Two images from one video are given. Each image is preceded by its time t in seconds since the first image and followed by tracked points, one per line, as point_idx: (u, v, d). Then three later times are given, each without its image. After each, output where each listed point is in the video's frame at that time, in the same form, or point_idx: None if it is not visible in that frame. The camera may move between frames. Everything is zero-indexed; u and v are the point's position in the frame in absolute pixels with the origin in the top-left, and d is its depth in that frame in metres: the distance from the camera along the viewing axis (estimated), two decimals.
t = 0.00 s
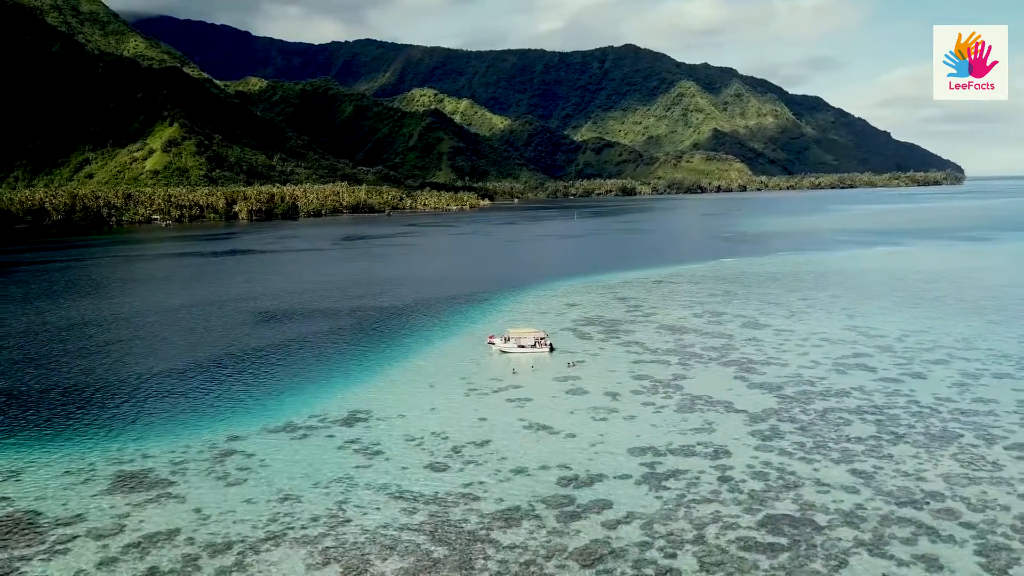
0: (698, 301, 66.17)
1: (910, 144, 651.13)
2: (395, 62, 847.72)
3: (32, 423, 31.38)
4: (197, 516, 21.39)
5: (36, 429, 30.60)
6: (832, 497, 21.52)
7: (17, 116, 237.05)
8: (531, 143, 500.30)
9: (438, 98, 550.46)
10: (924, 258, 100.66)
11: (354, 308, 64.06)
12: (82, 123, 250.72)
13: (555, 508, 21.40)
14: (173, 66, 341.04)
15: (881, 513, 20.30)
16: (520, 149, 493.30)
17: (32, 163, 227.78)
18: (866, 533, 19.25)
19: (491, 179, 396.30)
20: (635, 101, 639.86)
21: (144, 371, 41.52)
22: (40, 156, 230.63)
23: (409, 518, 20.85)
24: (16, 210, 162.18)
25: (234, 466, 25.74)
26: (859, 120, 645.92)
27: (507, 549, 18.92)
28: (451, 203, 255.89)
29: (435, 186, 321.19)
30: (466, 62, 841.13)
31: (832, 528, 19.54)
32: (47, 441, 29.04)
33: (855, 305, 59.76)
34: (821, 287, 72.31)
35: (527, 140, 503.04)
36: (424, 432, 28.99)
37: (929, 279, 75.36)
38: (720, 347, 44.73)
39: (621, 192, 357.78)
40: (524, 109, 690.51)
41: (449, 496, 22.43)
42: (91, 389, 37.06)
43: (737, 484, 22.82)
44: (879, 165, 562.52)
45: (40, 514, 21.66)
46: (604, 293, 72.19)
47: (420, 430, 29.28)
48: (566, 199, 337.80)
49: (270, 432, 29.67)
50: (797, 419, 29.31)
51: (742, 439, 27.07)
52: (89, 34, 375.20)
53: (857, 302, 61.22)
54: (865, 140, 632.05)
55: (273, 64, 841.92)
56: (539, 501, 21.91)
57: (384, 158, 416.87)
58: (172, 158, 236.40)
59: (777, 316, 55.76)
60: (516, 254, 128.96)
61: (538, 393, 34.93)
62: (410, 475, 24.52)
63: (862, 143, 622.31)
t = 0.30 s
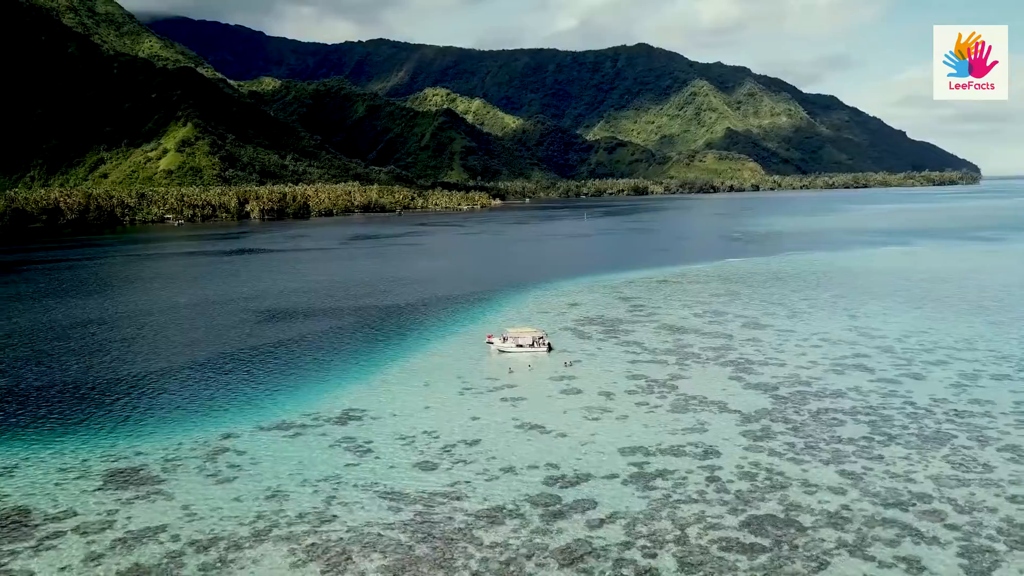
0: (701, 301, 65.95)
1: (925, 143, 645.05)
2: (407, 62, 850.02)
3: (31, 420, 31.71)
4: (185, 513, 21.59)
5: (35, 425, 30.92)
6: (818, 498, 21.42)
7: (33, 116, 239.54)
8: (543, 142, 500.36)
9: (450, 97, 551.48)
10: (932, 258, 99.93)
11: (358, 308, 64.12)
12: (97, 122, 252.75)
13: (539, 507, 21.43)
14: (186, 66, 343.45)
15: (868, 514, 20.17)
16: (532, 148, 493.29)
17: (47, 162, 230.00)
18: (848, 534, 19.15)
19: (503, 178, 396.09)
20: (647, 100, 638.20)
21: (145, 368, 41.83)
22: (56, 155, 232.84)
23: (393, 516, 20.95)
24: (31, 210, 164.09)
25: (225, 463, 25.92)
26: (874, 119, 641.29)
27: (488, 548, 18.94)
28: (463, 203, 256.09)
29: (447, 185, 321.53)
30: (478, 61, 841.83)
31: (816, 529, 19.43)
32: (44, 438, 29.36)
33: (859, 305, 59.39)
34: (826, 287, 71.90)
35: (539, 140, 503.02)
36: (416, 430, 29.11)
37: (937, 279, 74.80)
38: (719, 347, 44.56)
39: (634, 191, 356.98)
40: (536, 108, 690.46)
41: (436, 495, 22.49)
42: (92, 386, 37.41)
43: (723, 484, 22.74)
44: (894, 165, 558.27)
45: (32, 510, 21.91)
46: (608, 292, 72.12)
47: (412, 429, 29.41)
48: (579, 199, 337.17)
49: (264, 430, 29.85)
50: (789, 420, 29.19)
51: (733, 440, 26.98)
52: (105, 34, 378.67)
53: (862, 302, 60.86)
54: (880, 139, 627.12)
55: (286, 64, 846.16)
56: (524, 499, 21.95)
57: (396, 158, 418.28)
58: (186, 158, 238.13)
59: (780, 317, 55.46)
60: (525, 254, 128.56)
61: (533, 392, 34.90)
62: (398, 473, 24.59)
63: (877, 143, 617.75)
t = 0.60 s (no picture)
0: (705, 301, 65.74)
1: (943, 143, 639.14)
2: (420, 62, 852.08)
3: (32, 417, 32.09)
4: (174, 509, 21.82)
5: (35, 422, 31.36)
6: (804, 500, 21.34)
7: (52, 116, 242.46)
8: (557, 142, 500.66)
9: (465, 97, 553.07)
10: (942, 258, 99.14)
11: (362, 307, 64.28)
12: (114, 123, 254.99)
13: (525, 505, 21.49)
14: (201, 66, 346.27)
15: (852, 516, 20.12)
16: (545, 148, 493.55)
17: (65, 162, 233.03)
18: (832, 535, 19.03)
19: (516, 178, 395.87)
20: (661, 100, 636.57)
21: (147, 366, 42.23)
22: (74, 155, 235.70)
23: (379, 514, 21.08)
24: (48, 209, 166.28)
25: (218, 460, 26.15)
26: (891, 119, 635.72)
27: (471, 546, 18.97)
28: (475, 202, 256.81)
29: (460, 185, 321.65)
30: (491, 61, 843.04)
31: (800, 531, 19.33)
32: (43, 435, 29.69)
33: (865, 305, 58.96)
34: (832, 287, 71.60)
35: (553, 140, 503.19)
36: (409, 429, 29.33)
37: (946, 280, 74.07)
38: (719, 347, 44.40)
39: (648, 191, 356.96)
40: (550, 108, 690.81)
41: (424, 492, 22.70)
42: (93, 384, 37.80)
43: (711, 484, 22.70)
44: (910, 165, 553.96)
45: (23, 506, 22.19)
46: (613, 292, 71.98)
47: (406, 427, 29.57)
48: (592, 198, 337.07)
49: (259, 428, 30.09)
50: (782, 421, 29.08)
51: (724, 440, 26.98)
52: (122, 35, 382.39)
53: (868, 303, 60.41)
54: (897, 138, 621.97)
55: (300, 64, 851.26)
56: (511, 498, 22.04)
57: (410, 158, 419.97)
58: (201, 158, 240.05)
59: (783, 317, 55.29)
60: (533, 254, 128.45)
61: (529, 391, 34.99)
62: (387, 471, 24.74)
63: (894, 143, 612.24)
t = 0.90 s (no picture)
0: (710, 300, 65.49)
1: (962, 142, 632.05)
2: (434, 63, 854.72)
3: (30, 414, 32.50)
4: (165, 505, 22.02)
5: (36, 419, 31.70)
6: (792, 501, 21.23)
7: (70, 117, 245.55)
8: (571, 141, 500.47)
9: (479, 96, 554.48)
10: (954, 258, 98.38)
11: (366, 306, 64.46)
12: (131, 123, 257.46)
13: (511, 505, 21.54)
14: (217, 66, 349.01)
15: (839, 517, 19.98)
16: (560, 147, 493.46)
17: (84, 161, 235.10)
18: (817, 536, 18.94)
19: (530, 177, 395.80)
20: (676, 100, 634.34)
21: (148, 364, 42.60)
22: (92, 155, 237.88)
23: (365, 512, 21.15)
24: (65, 208, 167.99)
25: (211, 458, 26.35)
26: (909, 118, 629.71)
27: (455, 544, 19.04)
28: (488, 202, 257.22)
29: (475, 185, 321.37)
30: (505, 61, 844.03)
31: (785, 531, 19.25)
32: (43, 431, 30.02)
33: (871, 306, 58.56)
34: (840, 288, 71.13)
35: (567, 139, 503.06)
36: (403, 428, 29.42)
37: (954, 281, 73.55)
38: (720, 347, 44.24)
39: (663, 190, 357.48)
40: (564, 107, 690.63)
41: (412, 490, 22.78)
42: (94, 382, 38.17)
43: (699, 486, 22.58)
44: (928, 164, 548.37)
45: (19, 501, 22.51)
46: (618, 292, 71.87)
47: (400, 425, 29.68)
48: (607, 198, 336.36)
49: (255, 425, 30.29)
50: (777, 421, 28.91)
51: (717, 441, 26.84)
52: (140, 36, 386.51)
53: (873, 303, 60.07)
54: (915, 137, 615.93)
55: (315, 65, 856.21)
56: (498, 497, 22.10)
57: (424, 158, 421.39)
58: (217, 158, 241.82)
59: (787, 317, 54.96)
60: (541, 253, 128.51)
61: (525, 391, 34.98)
62: (377, 469, 24.85)
63: (912, 142, 606.38)
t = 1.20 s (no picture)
0: (713, 300, 65.28)
1: (981, 143, 625.56)
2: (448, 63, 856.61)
3: (30, 411, 32.88)
4: (155, 501, 22.26)
5: (36, 416, 32.12)
6: (779, 501, 21.12)
7: (88, 117, 248.76)
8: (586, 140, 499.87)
9: (494, 96, 555.98)
10: (965, 258, 97.56)
11: (371, 305, 64.70)
12: (148, 122, 259.90)
13: (497, 502, 21.65)
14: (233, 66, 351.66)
15: (824, 518, 19.91)
16: (574, 147, 493.00)
17: (102, 159, 237.49)
18: (800, 538, 18.86)
19: (543, 177, 395.38)
20: (691, 100, 632.25)
21: (149, 363, 42.95)
22: (110, 154, 240.17)
23: (353, 509, 21.35)
24: (82, 207, 169.86)
25: (204, 456, 26.59)
26: (927, 117, 623.72)
27: (437, 542, 19.12)
28: (501, 201, 257.97)
29: (489, 185, 321.37)
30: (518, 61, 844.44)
31: (767, 532, 19.22)
32: (43, 428, 30.42)
33: (877, 306, 58.09)
34: (846, 288, 70.69)
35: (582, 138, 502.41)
36: (396, 425, 29.62)
37: (964, 281, 72.82)
38: (720, 347, 44.09)
39: (677, 190, 358.51)
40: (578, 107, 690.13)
41: (400, 489, 22.93)
42: (95, 380, 38.54)
43: (686, 485, 22.53)
44: (947, 163, 543.12)
45: (11, 496, 22.76)
46: (624, 292, 71.73)
47: (394, 424, 29.90)
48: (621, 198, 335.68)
49: (251, 423, 30.52)
50: (770, 422, 28.77)
51: (707, 441, 26.82)
52: (158, 36, 390.33)
53: (879, 304, 59.58)
54: (933, 137, 610.12)
55: (330, 65, 860.52)
56: (484, 495, 22.23)
57: (438, 157, 422.43)
58: (232, 157, 243.43)
59: (789, 317, 54.74)
60: (550, 253, 128.15)
61: (521, 390, 35.03)
62: (367, 467, 24.99)
63: (930, 142, 600.23)
